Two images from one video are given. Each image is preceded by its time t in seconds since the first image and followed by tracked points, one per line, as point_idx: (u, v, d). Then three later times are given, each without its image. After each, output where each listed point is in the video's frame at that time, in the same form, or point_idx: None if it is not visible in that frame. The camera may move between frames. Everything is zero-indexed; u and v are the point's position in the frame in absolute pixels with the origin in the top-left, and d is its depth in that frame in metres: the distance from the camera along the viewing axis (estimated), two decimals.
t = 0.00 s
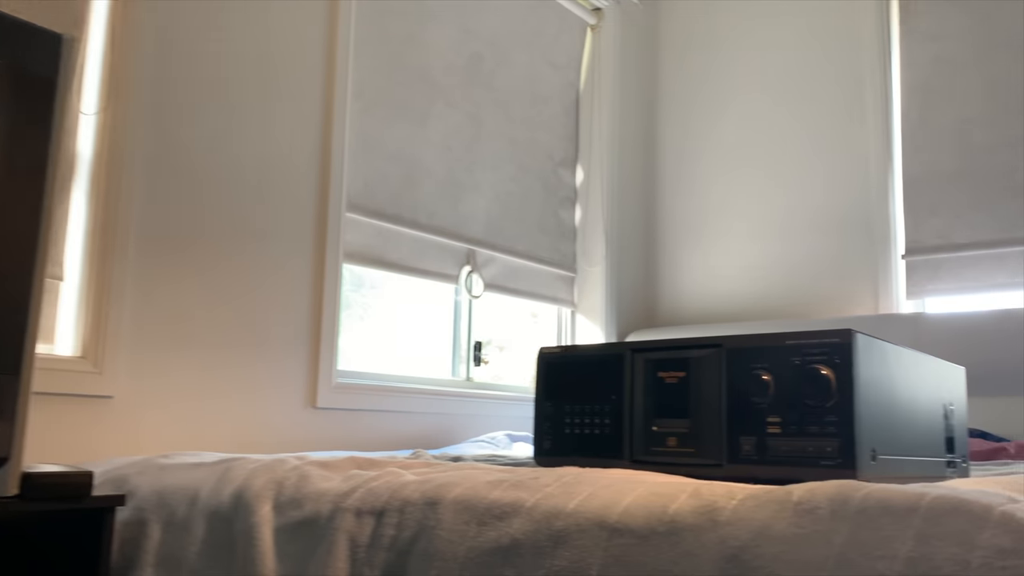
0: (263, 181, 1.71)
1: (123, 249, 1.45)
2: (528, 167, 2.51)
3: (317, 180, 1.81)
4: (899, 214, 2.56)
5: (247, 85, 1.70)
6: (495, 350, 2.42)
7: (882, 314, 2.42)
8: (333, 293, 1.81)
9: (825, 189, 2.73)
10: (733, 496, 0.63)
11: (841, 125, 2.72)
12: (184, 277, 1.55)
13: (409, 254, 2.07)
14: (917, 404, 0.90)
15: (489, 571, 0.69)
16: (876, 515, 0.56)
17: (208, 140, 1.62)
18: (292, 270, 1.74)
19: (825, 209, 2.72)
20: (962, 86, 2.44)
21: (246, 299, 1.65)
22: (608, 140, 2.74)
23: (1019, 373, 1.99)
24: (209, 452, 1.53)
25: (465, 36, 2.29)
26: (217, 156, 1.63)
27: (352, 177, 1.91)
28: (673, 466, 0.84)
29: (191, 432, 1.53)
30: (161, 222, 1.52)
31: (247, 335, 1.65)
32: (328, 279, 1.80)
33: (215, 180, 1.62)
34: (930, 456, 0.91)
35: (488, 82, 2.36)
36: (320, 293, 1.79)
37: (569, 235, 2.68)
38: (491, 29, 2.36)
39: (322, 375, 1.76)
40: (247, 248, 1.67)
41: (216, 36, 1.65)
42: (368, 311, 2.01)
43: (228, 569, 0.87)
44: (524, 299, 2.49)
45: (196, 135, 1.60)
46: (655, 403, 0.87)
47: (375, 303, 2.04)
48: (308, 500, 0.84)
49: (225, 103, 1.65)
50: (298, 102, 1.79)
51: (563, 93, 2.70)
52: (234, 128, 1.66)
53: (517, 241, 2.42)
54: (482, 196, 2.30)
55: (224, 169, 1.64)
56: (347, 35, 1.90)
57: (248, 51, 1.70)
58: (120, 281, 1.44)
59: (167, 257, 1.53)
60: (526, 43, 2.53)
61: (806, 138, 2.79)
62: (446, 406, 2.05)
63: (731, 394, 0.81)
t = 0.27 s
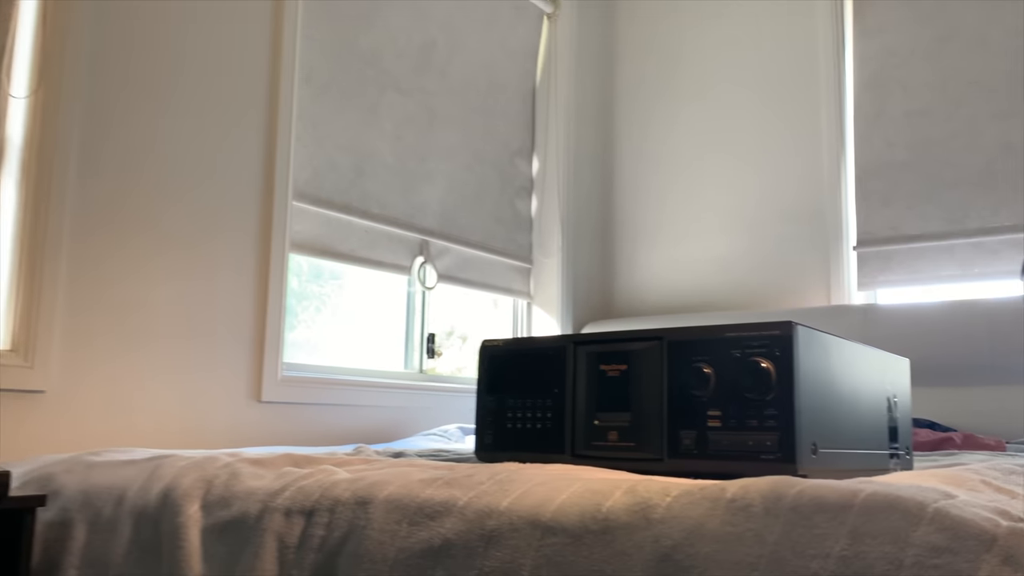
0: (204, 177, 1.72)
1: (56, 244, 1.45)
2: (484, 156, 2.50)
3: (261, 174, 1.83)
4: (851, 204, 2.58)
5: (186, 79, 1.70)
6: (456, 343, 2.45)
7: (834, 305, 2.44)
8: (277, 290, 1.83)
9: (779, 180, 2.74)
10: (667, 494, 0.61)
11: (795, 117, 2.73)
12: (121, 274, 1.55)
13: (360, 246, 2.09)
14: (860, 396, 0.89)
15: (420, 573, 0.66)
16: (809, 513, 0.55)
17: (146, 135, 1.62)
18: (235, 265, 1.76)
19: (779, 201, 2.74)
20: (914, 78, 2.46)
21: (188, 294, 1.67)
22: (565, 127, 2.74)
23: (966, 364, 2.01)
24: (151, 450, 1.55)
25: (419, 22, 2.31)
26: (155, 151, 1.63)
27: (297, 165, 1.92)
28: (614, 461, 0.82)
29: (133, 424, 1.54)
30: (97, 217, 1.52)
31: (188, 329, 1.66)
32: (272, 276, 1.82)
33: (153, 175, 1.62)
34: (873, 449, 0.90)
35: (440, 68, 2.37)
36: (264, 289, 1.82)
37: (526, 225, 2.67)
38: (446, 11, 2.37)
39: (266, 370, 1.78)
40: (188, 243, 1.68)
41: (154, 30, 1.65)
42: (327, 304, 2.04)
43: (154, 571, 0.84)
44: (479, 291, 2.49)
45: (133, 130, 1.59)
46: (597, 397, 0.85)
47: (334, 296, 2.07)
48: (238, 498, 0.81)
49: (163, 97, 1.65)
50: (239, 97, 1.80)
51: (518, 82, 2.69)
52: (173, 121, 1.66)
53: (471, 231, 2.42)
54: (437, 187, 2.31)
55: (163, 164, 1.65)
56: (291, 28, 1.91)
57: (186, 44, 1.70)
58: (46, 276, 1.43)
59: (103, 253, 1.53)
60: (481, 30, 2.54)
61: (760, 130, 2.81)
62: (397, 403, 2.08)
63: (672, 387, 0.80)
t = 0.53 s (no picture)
0: (154, 172, 1.73)
1: None
2: (445, 146, 2.58)
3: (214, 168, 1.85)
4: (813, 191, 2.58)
5: (133, 75, 1.71)
6: (428, 328, 2.54)
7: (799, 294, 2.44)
8: (231, 287, 1.86)
9: (742, 168, 2.74)
10: (614, 492, 0.59)
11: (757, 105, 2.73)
12: (71, 273, 1.58)
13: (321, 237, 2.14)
14: (816, 388, 0.88)
15: None
16: (757, 511, 0.53)
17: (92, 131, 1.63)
18: (188, 261, 1.79)
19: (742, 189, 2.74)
20: (876, 68, 2.47)
21: (137, 290, 1.69)
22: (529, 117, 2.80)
23: (924, 352, 2.02)
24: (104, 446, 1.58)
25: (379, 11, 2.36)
26: (101, 148, 1.65)
27: (255, 151, 1.96)
28: (567, 456, 0.80)
29: (85, 419, 1.58)
30: (40, 214, 1.54)
31: (138, 324, 1.69)
32: (226, 272, 1.85)
33: (99, 171, 1.64)
34: (829, 441, 0.89)
35: (402, 56, 2.43)
36: (218, 284, 1.84)
37: (490, 217, 2.74)
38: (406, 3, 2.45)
39: (221, 365, 1.82)
40: (138, 240, 1.70)
41: (100, 26, 1.66)
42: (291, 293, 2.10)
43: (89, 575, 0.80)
44: (441, 280, 2.56)
45: (77, 127, 1.61)
46: (549, 391, 0.83)
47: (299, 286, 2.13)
48: (176, 498, 0.78)
49: (108, 94, 1.66)
50: (188, 92, 1.81)
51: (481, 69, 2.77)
52: (119, 118, 1.68)
53: (433, 220, 2.49)
54: (397, 174, 2.37)
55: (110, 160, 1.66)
56: (246, 21, 1.94)
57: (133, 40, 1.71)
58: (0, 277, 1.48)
59: (48, 249, 1.55)
60: (443, 20, 2.61)
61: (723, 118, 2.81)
62: (354, 395, 2.14)
63: (624, 380, 0.78)
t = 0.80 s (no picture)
0: (115, 161, 1.71)
1: None
2: (418, 133, 2.58)
3: (178, 156, 1.83)
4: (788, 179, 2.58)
5: (93, 62, 1.69)
6: (407, 314, 2.59)
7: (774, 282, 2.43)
8: (197, 276, 1.84)
9: (717, 156, 2.73)
10: (580, 488, 0.57)
11: (733, 93, 2.72)
12: (28, 263, 1.56)
13: (289, 226, 2.13)
14: (788, 377, 0.87)
15: None
16: (727, 507, 0.51)
17: (52, 118, 1.61)
18: (151, 250, 1.77)
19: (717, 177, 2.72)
20: (851, 56, 2.47)
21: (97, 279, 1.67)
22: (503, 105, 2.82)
23: (898, 341, 2.02)
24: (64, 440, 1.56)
25: None
26: (61, 134, 1.63)
27: (221, 139, 1.94)
28: (535, 449, 0.78)
29: (44, 411, 1.56)
30: None
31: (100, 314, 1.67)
32: (191, 261, 1.83)
33: (57, 158, 1.61)
34: (800, 431, 0.88)
35: (372, 40, 2.42)
36: (182, 273, 1.82)
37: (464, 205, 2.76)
38: None
39: (187, 355, 1.79)
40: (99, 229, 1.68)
41: (60, 12, 1.64)
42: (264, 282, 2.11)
43: None
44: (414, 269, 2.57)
45: (38, 113, 1.59)
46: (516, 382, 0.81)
47: (273, 275, 2.15)
48: (131, 496, 0.75)
49: (68, 79, 1.64)
50: (151, 78, 1.79)
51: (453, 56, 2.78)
52: (79, 105, 1.66)
53: (405, 208, 2.49)
54: (370, 162, 2.37)
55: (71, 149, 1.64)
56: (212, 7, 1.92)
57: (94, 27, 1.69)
58: None
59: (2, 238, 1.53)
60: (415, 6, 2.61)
61: (698, 106, 2.79)
62: (324, 385, 2.14)
63: (594, 372, 0.76)
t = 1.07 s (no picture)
0: (85, 144, 1.67)
1: None
2: (397, 117, 2.56)
3: (150, 139, 1.79)
4: (770, 166, 2.56)
5: (62, 42, 1.64)
6: (388, 300, 2.56)
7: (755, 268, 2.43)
8: (169, 262, 1.80)
9: (699, 143, 2.71)
10: (558, 481, 0.55)
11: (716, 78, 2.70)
12: None
13: (265, 213, 2.09)
14: (771, 363, 0.85)
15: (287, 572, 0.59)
16: (709, 500, 0.50)
17: (21, 100, 1.57)
18: (122, 234, 1.72)
19: (700, 164, 2.70)
20: (833, 41, 2.45)
21: (65, 263, 1.62)
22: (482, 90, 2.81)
23: (881, 327, 2.01)
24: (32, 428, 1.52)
25: None
26: (28, 113, 1.58)
27: (193, 122, 1.90)
28: (513, 439, 0.76)
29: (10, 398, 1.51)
30: None
31: (68, 300, 1.62)
32: (163, 246, 1.79)
33: (23, 138, 1.57)
34: (783, 419, 0.86)
35: (349, 23, 2.39)
36: (155, 261, 1.78)
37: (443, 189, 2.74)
38: None
39: (159, 343, 1.76)
40: (67, 211, 1.63)
41: None
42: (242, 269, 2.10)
43: None
44: (393, 255, 2.54)
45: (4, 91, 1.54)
46: (493, 371, 0.79)
47: (252, 261, 2.14)
48: (93, 489, 0.72)
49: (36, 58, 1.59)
50: (122, 57, 1.75)
51: (431, 39, 2.75)
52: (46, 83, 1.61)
53: (385, 193, 2.47)
54: (347, 146, 2.34)
55: (41, 132, 1.59)
56: None
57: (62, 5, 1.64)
58: None
59: None
60: None
61: (681, 92, 2.77)
62: (302, 374, 2.11)
63: (573, 360, 0.74)
